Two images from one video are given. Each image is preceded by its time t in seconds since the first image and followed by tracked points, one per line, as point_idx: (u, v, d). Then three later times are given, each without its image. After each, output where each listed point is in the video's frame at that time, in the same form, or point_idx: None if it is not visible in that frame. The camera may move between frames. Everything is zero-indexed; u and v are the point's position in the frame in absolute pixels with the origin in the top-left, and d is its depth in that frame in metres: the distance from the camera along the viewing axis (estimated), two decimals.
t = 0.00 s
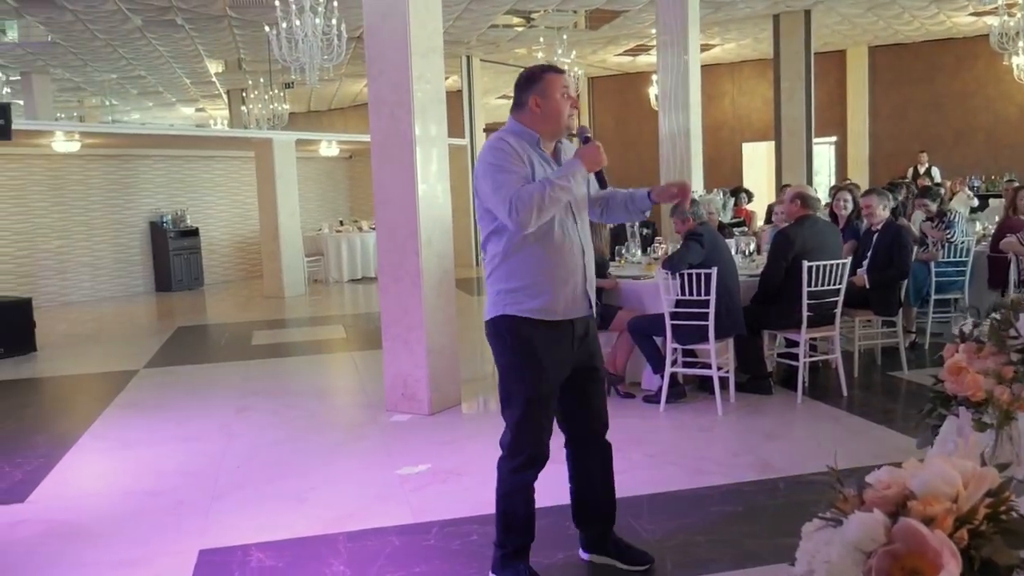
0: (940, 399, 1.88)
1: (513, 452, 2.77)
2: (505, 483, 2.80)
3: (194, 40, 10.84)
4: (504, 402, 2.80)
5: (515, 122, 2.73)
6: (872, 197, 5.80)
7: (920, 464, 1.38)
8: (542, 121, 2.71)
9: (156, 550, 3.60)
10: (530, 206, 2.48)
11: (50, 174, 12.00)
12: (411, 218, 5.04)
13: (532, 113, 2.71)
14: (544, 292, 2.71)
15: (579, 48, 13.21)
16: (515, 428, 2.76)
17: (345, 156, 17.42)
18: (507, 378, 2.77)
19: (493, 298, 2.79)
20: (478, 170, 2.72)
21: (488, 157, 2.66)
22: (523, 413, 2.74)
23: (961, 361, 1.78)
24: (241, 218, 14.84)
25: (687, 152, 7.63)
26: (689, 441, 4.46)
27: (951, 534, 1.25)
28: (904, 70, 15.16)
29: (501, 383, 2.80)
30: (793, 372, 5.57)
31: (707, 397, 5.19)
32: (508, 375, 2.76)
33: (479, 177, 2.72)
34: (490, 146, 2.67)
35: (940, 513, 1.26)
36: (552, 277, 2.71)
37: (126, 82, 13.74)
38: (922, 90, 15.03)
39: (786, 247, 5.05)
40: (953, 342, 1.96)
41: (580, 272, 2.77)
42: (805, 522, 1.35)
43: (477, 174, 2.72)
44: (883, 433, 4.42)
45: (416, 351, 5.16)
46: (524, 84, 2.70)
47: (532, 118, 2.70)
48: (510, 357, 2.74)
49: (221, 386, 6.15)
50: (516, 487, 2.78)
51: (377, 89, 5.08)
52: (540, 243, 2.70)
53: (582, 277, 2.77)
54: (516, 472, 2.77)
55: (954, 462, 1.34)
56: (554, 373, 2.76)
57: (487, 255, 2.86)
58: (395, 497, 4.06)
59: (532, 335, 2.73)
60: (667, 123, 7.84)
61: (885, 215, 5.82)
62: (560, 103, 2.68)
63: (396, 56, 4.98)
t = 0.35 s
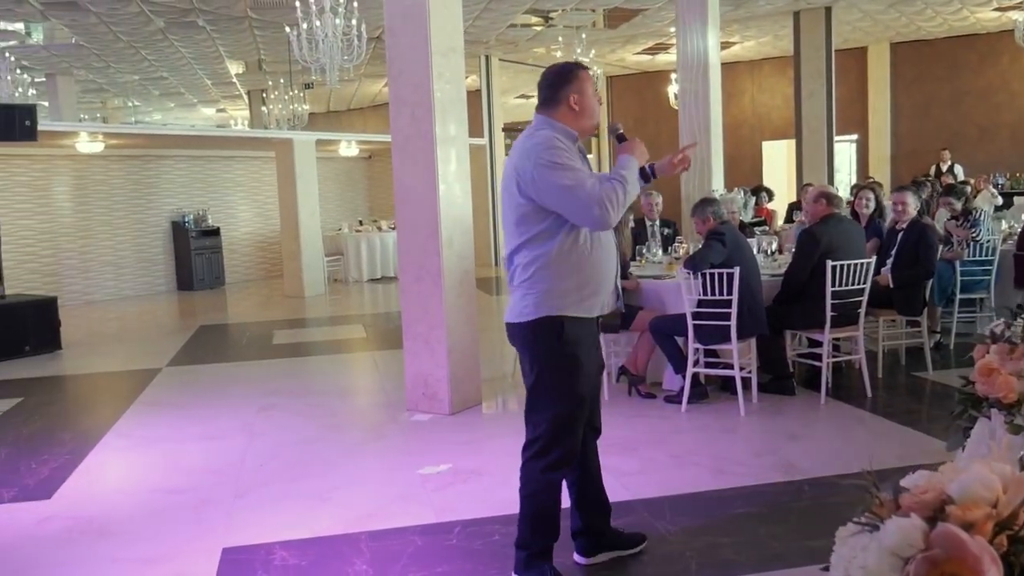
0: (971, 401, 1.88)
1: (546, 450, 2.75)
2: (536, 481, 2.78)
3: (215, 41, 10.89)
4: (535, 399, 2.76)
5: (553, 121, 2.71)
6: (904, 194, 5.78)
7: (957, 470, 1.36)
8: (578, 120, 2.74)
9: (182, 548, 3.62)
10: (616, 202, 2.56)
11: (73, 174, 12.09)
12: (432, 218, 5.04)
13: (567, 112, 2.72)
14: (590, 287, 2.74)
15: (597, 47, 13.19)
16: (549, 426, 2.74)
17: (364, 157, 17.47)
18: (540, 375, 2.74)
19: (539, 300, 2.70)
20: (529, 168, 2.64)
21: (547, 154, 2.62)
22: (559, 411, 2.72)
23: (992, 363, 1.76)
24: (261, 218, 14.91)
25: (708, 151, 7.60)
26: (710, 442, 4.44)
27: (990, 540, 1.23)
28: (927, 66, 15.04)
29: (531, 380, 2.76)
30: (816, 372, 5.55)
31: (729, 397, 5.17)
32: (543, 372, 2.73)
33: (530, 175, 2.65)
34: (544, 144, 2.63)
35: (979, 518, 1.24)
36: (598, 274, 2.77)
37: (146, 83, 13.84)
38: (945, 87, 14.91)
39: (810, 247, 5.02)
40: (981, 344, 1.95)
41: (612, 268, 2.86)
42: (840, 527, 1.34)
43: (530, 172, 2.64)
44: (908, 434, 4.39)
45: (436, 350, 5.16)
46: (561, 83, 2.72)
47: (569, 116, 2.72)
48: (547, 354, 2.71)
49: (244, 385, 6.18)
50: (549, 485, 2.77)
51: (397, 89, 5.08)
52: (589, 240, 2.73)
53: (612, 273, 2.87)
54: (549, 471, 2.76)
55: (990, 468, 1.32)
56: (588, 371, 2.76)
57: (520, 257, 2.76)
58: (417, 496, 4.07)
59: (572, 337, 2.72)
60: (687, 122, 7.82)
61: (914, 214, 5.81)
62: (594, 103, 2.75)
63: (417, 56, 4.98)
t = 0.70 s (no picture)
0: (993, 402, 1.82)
1: (610, 448, 2.75)
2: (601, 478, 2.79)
3: (230, 42, 10.92)
4: (595, 395, 2.75)
5: (602, 120, 2.76)
6: (923, 193, 5.74)
7: (983, 472, 1.33)
8: (623, 123, 2.80)
9: (196, 547, 3.62)
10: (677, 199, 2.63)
11: (88, 175, 12.15)
12: (446, 218, 5.03)
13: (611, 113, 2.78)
14: (637, 286, 2.77)
15: (610, 47, 13.17)
16: (611, 427, 2.74)
17: (377, 157, 17.51)
18: (598, 374, 2.74)
19: (592, 295, 2.69)
20: (589, 162, 2.66)
21: (607, 149, 2.65)
22: (624, 408, 2.73)
23: (1014, 362, 1.69)
24: (274, 219, 14.96)
25: (722, 151, 7.58)
26: (724, 443, 4.42)
27: (1018, 542, 1.19)
28: (943, 65, 14.96)
29: (590, 378, 2.74)
30: (831, 373, 5.51)
31: (743, 398, 5.15)
32: (604, 369, 2.72)
33: (590, 170, 2.66)
34: (604, 140, 2.66)
35: (1006, 521, 1.20)
36: (642, 273, 2.80)
37: (161, 84, 13.91)
38: (961, 86, 14.83)
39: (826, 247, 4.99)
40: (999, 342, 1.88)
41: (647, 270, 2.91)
42: (862, 530, 1.33)
43: (590, 167, 2.65)
44: (925, 435, 4.35)
45: (450, 351, 5.16)
46: (609, 83, 2.76)
47: (617, 118, 2.78)
48: (608, 353, 2.71)
49: (258, 386, 6.18)
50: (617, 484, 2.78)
51: (411, 89, 5.08)
52: (635, 239, 2.77)
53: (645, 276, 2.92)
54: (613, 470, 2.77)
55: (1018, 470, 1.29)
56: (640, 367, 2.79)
57: (569, 253, 2.73)
58: (431, 497, 4.07)
59: (625, 338, 2.73)
60: (701, 122, 7.79)
61: (932, 213, 5.77)
62: (634, 107, 2.81)
63: (430, 56, 4.97)
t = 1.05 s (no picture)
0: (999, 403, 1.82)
1: (652, 449, 2.72)
2: (642, 480, 2.75)
3: (234, 43, 10.94)
4: (633, 397, 2.71)
5: (638, 118, 2.77)
6: (927, 194, 5.73)
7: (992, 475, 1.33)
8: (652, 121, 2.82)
9: (201, 548, 3.63)
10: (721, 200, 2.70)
11: (92, 175, 12.16)
12: (451, 219, 5.04)
13: (642, 111, 2.79)
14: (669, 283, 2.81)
15: (614, 48, 13.17)
16: (652, 426, 2.71)
17: (381, 158, 17.53)
18: (636, 374, 2.71)
19: (638, 294, 2.70)
20: (639, 161, 2.64)
21: (657, 147, 2.65)
22: (663, 408, 2.72)
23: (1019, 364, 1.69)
24: (278, 219, 14.96)
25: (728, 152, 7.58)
26: (730, 444, 4.42)
27: None
28: (947, 67, 14.96)
29: (628, 379, 2.70)
30: (836, 374, 5.51)
31: (748, 399, 5.15)
32: (644, 369, 2.70)
33: (640, 168, 2.64)
34: (652, 137, 2.66)
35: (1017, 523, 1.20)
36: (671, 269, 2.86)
37: (165, 85, 13.92)
38: (965, 87, 14.82)
39: (831, 248, 5.00)
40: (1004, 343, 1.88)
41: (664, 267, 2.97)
42: (872, 531, 1.33)
43: (643, 165, 2.64)
44: (930, 437, 4.35)
45: (455, 352, 5.16)
46: (644, 80, 2.77)
47: (648, 116, 2.80)
48: (646, 352, 2.70)
49: (264, 386, 6.19)
50: (659, 485, 2.75)
51: (417, 91, 5.09)
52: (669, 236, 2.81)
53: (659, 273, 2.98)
54: (656, 470, 2.74)
55: None
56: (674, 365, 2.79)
57: (613, 252, 2.70)
58: (436, 497, 4.07)
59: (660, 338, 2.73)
60: (706, 123, 7.81)
61: (937, 214, 5.76)
62: (660, 105, 2.84)
63: (436, 57, 4.98)
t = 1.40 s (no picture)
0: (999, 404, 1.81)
1: (665, 449, 2.72)
2: (652, 481, 2.75)
3: (234, 43, 10.92)
4: (652, 397, 2.71)
5: (652, 118, 2.77)
6: (926, 195, 5.73)
7: (996, 479, 1.33)
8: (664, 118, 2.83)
9: (201, 549, 3.63)
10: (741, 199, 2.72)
11: (91, 176, 12.14)
12: (450, 219, 5.04)
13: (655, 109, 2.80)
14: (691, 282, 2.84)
15: (613, 49, 13.17)
16: (667, 426, 2.72)
17: (380, 159, 17.55)
18: (655, 372, 2.71)
19: (666, 296, 2.71)
20: (662, 162, 2.64)
21: (680, 148, 2.65)
22: (680, 410, 2.72)
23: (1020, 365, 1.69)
24: (277, 220, 14.96)
25: (727, 153, 7.58)
26: (730, 445, 4.42)
27: None
28: (946, 68, 14.99)
29: (649, 378, 2.71)
30: (835, 375, 5.52)
31: (748, 400, 5.16)
32: (663, 372, 2.70)
33: (665, 169, 2.64)
34: (674, 138, 2.66)
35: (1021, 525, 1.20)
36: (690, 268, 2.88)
37: (164, 86, 13.92)
38: (963, 88, 14.85)
39: (831, 249, 5.00)
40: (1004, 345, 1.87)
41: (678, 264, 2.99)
42: (875, 533, 1.32)
43: (668, 168, 2.63)
44: (930, 438, 4.35)
45: (455, 353, 5.16)
46: (655, 81, 2.78)
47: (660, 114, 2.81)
48: (669, 351, 2.70)
49: (264, 387, 6.18)
50: (669, 486, 2.75)
51: (416, 91, 5.09)
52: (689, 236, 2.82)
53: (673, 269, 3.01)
54: (667, 470, 2.74)
55: None
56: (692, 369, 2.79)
57: (640, 255, 2.70)
58: (436, 498, 4.07)
59: (682, 340, 2.75)
60: (705, 124, 7.84)
61: (936, 215, 5.76)
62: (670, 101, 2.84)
63: (435, 57, 4.98)
